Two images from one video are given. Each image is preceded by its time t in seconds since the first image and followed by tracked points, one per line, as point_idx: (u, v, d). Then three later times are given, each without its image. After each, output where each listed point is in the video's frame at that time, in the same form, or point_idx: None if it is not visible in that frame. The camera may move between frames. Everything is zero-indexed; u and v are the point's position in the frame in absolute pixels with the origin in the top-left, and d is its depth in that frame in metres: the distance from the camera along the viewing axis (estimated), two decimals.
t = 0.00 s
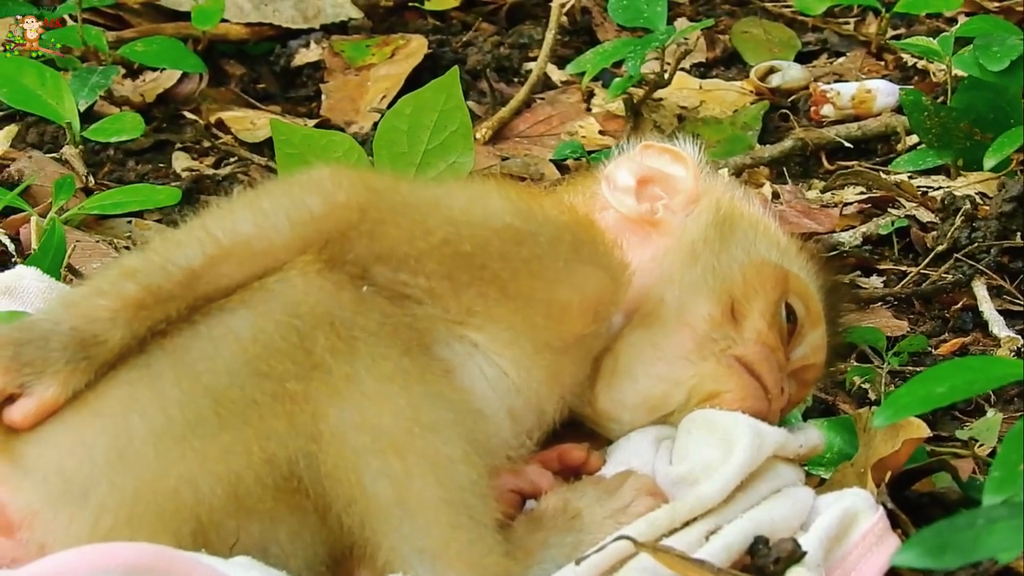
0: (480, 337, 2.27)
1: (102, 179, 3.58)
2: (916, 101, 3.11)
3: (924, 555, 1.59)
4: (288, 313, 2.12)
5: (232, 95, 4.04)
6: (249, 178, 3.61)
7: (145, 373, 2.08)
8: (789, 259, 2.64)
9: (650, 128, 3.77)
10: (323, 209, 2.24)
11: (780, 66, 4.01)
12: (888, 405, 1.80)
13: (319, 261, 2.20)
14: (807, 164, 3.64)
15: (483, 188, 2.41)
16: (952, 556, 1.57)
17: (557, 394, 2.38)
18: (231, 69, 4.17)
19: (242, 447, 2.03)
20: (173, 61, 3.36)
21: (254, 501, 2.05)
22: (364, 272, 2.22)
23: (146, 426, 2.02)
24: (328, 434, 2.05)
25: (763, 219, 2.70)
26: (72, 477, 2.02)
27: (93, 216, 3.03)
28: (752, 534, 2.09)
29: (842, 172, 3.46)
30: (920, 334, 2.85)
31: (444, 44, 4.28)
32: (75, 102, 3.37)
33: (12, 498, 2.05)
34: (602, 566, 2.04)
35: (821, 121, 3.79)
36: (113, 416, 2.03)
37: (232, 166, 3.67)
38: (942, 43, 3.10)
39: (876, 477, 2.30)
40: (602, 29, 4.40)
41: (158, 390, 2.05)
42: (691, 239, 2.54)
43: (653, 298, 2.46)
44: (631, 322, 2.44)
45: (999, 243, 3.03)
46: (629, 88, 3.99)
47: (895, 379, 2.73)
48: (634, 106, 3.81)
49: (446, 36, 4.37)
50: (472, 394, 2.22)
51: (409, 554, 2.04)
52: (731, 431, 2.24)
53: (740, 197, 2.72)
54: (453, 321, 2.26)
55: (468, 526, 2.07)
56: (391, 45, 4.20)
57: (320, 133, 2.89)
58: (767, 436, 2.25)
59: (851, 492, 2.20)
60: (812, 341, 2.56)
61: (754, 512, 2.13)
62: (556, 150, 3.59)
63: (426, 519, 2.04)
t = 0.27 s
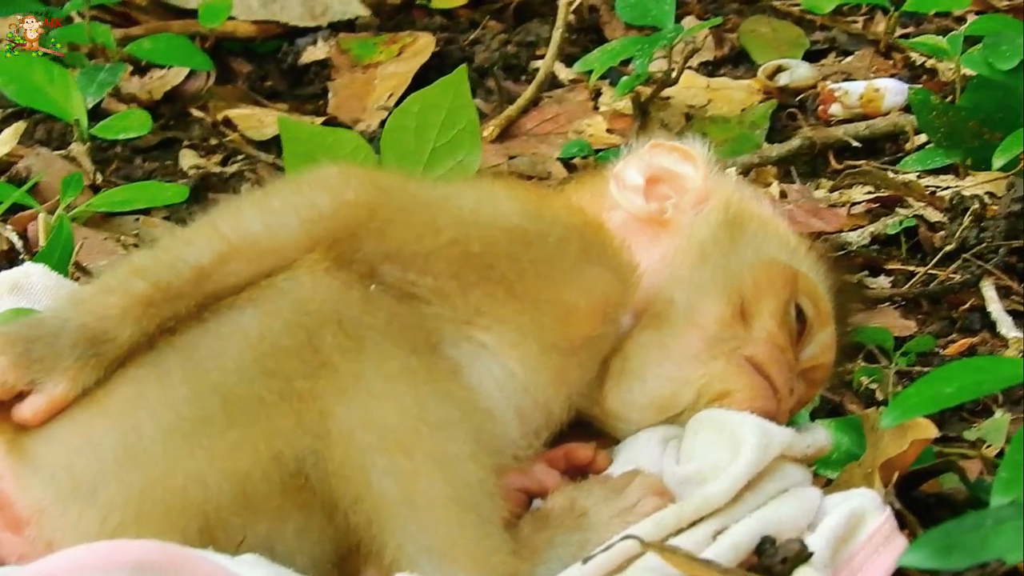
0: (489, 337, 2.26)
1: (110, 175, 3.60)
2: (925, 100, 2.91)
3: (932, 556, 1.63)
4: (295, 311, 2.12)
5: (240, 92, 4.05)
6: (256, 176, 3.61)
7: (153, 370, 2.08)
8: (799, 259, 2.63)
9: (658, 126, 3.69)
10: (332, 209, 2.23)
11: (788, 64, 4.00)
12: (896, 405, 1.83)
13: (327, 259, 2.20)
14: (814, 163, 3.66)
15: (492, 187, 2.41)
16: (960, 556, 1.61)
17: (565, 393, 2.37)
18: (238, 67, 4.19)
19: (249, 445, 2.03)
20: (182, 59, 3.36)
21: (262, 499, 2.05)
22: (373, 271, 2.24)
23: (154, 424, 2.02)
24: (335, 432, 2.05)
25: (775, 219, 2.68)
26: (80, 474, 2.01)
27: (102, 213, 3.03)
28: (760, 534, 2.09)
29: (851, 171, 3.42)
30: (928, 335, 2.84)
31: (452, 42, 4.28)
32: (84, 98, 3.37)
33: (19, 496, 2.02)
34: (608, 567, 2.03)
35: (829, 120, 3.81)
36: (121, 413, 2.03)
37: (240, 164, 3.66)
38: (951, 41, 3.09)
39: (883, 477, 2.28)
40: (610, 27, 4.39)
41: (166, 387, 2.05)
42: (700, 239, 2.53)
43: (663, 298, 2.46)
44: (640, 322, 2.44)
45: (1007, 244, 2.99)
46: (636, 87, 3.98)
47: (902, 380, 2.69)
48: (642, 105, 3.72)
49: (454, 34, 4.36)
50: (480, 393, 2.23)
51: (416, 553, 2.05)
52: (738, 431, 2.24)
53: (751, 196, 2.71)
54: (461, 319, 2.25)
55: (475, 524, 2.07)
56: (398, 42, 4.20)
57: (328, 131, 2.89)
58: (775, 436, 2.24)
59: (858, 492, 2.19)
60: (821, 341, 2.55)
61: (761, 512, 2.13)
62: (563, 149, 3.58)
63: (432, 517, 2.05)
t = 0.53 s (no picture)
0: (513, 323, 2.27)
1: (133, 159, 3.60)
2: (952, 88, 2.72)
3: (952, 544, 1.66)
4: (320, 295, 2.13)
5: (264, 76, 4.04)
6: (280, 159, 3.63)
7: (178, 354, 2.09)
8: (822, 246, 2.64)
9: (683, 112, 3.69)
10: (357, 188, 2.26)
11: (813, 51, 4.03)
12: (919, 394, 1.84)
13: (352, 244, 2.20)
14: (838, 150, 3.64)
15: (519, 172, 2.42)
16: (982, 544, 1.64)
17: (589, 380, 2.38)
18: (263, 51, 4.18)
19: (273, 430, 2.03)
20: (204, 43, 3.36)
21: (284, 483, 2.05)
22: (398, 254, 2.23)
23: (178, 408, 2.03)
24: (359, 417, 2.05)
25: (797, 205, 2.69)
26: (103, 458, 2.02)
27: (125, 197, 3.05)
28: (781, 520, 2.09)
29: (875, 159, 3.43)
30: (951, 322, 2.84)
31: (477, 27, 4.28)
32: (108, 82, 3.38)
33: (42, 480, 2.03)
34: (630, 552, 2.05)
35: (853, 107, 3.79)
36: (146, 398, 2.04)
37: (264, 148, 3.68)
38: (975, 28, 3.09)
39: (906, 464, 2.31)
40: (635, 13, 4.39)
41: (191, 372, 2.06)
42: (724, 226, 2.54)
43: (687, 285, 2.46)
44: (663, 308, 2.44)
45: None
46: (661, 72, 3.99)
47: (926, 366, 2.72)
48: (666, 91, 3.71)
49: (478, 19, 4.36)
50: (504, 378, 2.24)
51: (437, 538, 2.06)
52: (760, 419, 2.24)
53: (775, 182, 2.71)
54: (485, 305, 2.26)
55: (496, 509, 2.08)
56: (423, 28, 4.20)
57: (353, 115, 2.88)
58: (797, 424, 2.23)
59: (880, 479, 2.21)
60: (843, 328, 2.55)
61: (783, 499, 2.13)
62: (588, 134, 3.59)
63: (454, 502, 2.06)
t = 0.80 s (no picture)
0: (531, 310, 2.28)
1: (148, 141, 3.60)
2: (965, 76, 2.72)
3: (967, 534, 1.66)
4: (337, 279, 2.14)
5: (279, 60, 4.06)
6: (295, 142, 3.62)
7: (196, 337, 2.10)
8: (837, 234, 2.64)
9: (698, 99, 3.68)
10: (375, 173, 2.27)
11: (827, 38, 4.02)
12: (932, 383, 1.86)
13: (370, 228, 2.21)
14: (852, 137, 3.66)
15: (537, 158, 2.43)
16: (997, 534, 1.64)
17: (605, 367, 2.39)
18: (279, 33, 4.18)
19: (288, 414, 2.04)
20: (220, 24, 3.36)
21: (298, 468, 2.05)
22: (415, 239, 2.23)
23: (194, 392, 2.04)
24: (374, 402, 2.06)
25: (813, 193, 2.70)
26: (118, 441, 2.02)
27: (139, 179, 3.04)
28: (795, 508, 2.10)
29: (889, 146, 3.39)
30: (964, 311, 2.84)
31: (492, 11, 4.27)
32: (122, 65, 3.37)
33: (57, 463, 2.04)
34: (644, 539, 2.07)
35: (867, 94, 3.79)
36: (162, 381, 2.05)
37: (278, 131, 3.67)
38: (990, 17, 3.08)
39: (919, 453, 2.33)
40: None
41: (207, 355, 2.07)
42: (739, 213, 2.55)
43: (702, 272, 2.48)
44: (678, 295, 2.45)
45: None
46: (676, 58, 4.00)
47: (940, 355, 2.73)
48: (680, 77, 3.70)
49: (494, 4, 4.36)
50: (521, 365, 2.25)
51: (452, 524, 2.05)
52: (775, 406, 2.26)
53: (791, 170, 2.71)
54: (503, 292, 2.27)
55: (511, 496, 2.09)
56: (439, 11, 4.18)
57: (370, 100, 2.89)
58: (811, 411, 2.25)
59: (894, 468, 2.22)
60: (859, 315, 2.56)
61: (797, 486, 2.14)
62: (602, 120, 3.59)
63: (469, 488, 2.06)
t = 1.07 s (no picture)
0: (538, 307, 2.29)
1: (155, 138, 3.57)
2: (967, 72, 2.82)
3: (972, 527, 1.72)
4: (342, 274, 2.14)
5: (285, 55, 4.05)
6: (302, 138, 3.63)
7: (204, 333, 2.09)
8: (844, 229, 2.63)
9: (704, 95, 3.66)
10: (383, 170, 2.28)
11: (832, 34, 3.98)
12: (939, 377, 1.90)
13: (376, 225, 2.22)
14: (858, 133, 3.66)
15: (543, 153, 2.44)
16: (999, 528, 1.70)
17: (611, 363, 2.40)
18: (284, 28, 4.19)
19: (294, 410, 2.04)
20: (226, 20, 3.36)
21: (303, 463, 2.06)
22: (423, 236, 2.25)
23: (202, 387, 2.04)
24: (379, 397, 2.07)
25: (819, 188, 2.68)
26: (124, 436, 2.01)
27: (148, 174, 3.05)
28: (799, 502, 2.12)
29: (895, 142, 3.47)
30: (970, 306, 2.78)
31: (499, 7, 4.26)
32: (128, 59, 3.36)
33: (63, 459, 2.01)
34: (651, 532, 2.10)
35: (873, 90, 3.79)
36: (170, 376, 2.04)
37: (286, 128, 3.68)
38: (994, 12, 3.07)
39: (926, 449, 2.37)
40: None
41: (212, 350, 2.06)
42: (747, 209, 2.55)
43: (709, 269, 2.49)
44: (683, 291, 2.47)
45: None
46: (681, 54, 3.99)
47: (946, 351, 2.68)
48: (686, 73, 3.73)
49: None
50: (528, 361, 2.26)
51: (457, 519, 2.06)
52: (780, 401, 2.27)
53: (798, 166, 2.70)
54: (509, 288, 2.28)
55: (517, 492, 2.10)
56: (446, 6, 4.17)
57: (374, 96, 2.89)
58: (816, 405, 2.26)
59: (900, 463, 2.24)
60: (866, 311, 2.53)
61: (802, 480, 2.16)
62: (608, 115, 3.54)
63: (474, 484, 2.07)
